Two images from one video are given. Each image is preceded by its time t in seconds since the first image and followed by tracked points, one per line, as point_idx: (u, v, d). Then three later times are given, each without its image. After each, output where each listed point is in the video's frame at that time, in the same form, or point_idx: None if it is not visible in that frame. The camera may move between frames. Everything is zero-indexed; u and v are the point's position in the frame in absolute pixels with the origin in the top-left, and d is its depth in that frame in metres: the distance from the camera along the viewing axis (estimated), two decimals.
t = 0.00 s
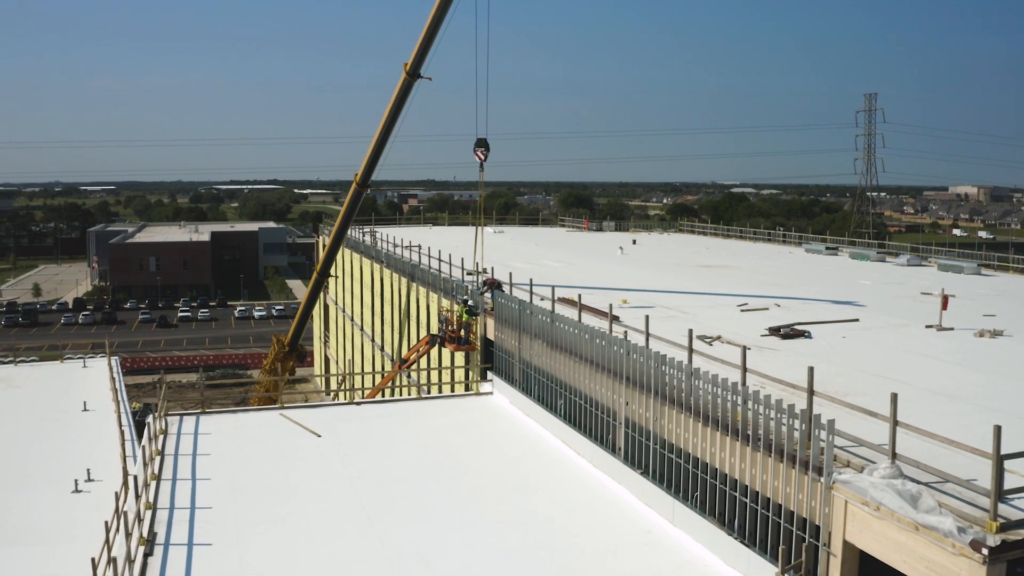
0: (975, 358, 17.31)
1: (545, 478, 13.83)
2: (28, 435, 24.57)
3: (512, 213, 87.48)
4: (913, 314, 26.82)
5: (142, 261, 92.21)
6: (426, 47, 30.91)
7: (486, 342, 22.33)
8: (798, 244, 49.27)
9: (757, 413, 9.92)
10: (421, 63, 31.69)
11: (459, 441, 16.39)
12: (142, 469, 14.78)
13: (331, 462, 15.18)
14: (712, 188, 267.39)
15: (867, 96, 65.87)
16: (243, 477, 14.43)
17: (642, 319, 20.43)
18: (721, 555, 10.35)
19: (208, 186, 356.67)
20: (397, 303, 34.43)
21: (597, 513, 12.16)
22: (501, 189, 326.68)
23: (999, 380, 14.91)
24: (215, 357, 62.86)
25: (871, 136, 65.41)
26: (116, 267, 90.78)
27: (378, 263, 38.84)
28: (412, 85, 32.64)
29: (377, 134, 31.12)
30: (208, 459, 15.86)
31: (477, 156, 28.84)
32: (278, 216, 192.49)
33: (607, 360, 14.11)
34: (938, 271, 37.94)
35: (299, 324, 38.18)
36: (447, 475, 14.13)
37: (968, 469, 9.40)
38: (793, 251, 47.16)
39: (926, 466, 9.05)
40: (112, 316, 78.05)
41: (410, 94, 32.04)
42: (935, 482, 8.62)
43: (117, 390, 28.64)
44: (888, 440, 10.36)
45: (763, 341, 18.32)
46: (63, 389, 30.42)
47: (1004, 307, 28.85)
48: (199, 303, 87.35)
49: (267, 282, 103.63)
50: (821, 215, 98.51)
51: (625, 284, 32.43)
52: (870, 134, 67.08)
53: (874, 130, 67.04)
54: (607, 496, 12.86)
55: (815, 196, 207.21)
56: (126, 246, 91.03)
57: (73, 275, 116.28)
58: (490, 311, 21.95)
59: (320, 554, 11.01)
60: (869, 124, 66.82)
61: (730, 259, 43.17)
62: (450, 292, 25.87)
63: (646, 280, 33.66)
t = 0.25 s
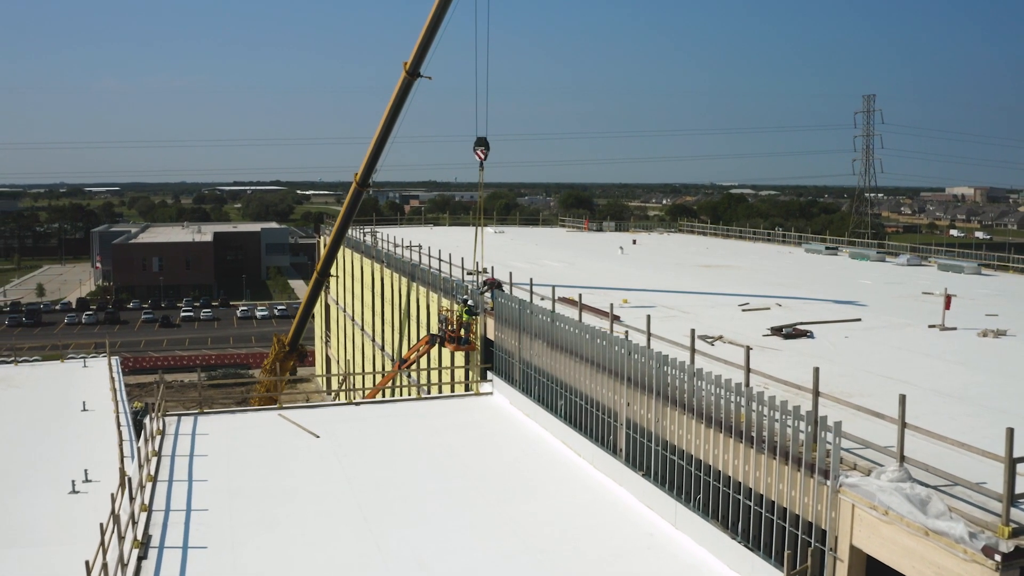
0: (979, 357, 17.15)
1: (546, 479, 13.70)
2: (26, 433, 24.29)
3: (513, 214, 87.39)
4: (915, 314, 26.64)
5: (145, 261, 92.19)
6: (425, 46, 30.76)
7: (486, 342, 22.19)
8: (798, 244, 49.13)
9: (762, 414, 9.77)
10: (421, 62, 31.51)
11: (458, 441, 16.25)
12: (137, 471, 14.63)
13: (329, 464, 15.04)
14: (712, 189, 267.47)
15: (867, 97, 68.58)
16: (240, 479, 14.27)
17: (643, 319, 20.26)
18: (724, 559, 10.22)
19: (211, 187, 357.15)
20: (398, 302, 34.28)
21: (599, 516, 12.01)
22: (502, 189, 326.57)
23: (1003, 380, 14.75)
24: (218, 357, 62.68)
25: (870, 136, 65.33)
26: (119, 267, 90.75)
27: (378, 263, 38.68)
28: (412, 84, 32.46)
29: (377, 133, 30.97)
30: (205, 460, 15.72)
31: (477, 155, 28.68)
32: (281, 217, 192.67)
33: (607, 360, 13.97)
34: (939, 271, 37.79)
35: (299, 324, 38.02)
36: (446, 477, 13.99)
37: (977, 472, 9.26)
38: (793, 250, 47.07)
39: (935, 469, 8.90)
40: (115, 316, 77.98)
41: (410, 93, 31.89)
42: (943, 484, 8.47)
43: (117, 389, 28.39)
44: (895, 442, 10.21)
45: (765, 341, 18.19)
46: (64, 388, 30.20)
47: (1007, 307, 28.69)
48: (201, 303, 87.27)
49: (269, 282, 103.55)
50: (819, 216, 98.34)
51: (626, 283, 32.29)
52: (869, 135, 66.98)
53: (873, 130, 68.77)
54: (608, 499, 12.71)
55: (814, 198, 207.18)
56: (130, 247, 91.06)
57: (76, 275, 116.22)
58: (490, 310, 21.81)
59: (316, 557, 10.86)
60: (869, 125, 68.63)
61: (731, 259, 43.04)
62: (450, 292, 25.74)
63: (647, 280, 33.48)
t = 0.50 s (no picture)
0: (983, 358, 17.00)
1: (546, 481, 13.55)
2: (24, 432, 24.02)
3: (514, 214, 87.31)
4: (917, 315, 26.45)
5: (148, 262, 92.10)
6: (424, 45, 30.59)
7: (486, 342, 22.04)
8: (798, 244, 48.99)
9: (766, 416, 9.62)
10: (421, 61, 31.34)
11: (458, 443, 16.10)
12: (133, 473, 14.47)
13: (328, 465, 14.90)
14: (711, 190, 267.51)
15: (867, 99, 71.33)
16: (237, 481, 14.12)
17: (644, 319, 20.09)
18: (727, 564, 10.07)
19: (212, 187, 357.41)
20: (398, 302, 34.13)
21: (599, 519, 11.87)
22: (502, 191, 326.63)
23: (1009, 381, 14.60)
24: (220, 357, 62.51)
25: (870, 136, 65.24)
26: (122, 268, 90.78)
27: (379, 263, 38.52)
28: (411, 83, 32.28)
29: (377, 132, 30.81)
30: (202, 461, 15.57)
31: (478, 154, 28.50)
32: (284, 217, 192.80)
33: (609, 361, 13.81)
34: (939, 271, 37.63)
35: (299, 323, 37.84)
36: (446, 479, 13.83)
37: (986, 476, 9.10)
38: (794, 250, 46.94)
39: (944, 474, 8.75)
40: (118, 316, 77.88)
41: (410, 92, 31.70)
42: (954, 489, 8.31)
43: (116, 389, 28.16)
44: (902, 445, 10.07)
45: (768, 341, 18.03)
46: (64, 389, 29.98)
47: (1009, 306, 28.54)
48: (204, 302, 87.15)
49: (271, 282, 103.46)
50: (818, 216, 98.27)
51: (626, 283, 32.14)
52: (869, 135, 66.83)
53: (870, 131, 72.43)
54: (610, 501, 12.54)
55: (813, 198, 207.31)
56: (133, 247, 91.01)
57: (79, 275, 116.22)
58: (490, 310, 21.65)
59: (313, 562, 10.71)
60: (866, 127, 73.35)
61: (732, 259, 42.91)
62: (450, 292, 25.59)
63: (648, 280, 33.31)
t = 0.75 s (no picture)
0: (988, 358, 16.87)
1: (547, 483, 13.41)
2: (24, 431, 23.85)
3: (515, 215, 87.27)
4: (919, 314, 26.31)
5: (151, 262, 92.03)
6: (424, 44, 30.42)
7: (486, 342, 21.90)
8: (798, 244, 48.82)
9: (772, 419, 9.47)
10: (421, 60, 31.18)
11: (458, 443, 15.96)
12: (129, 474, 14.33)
13: (326, 466, 14.75)
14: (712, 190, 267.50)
15: (863, 100, 72.05)
16: (234, 482, 13.98)
17: (646, 318, 19.93)
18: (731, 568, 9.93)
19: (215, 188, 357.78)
20: (399, 302, 34.00)
21: (601, 521, 11.72)
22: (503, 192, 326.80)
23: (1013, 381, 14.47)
24: (222, 356, 62.51)
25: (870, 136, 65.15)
26: (126, 268, 90.68)
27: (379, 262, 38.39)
28: (411, 82, 32.12)
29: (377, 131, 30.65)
30: (200, 462, 15.43)
31: (477, 153, 28.34)
32: (286, 217, 192.96)
33: (610, 361, 13.66)
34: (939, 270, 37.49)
35: (300, 323, 37.68)
36: (445, 481, 13.68)
37: (996, 479, 8.97)
38: (795, 250, 46.83)
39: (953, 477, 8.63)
40: (121, 315, 77.82)
41: (410, 91, 31.57)
42: (964, 493, 8.18)
43: (116, 389, 28.00)
44: (910, 447, 9.94)
45: (770, 341, 17.90)
46: (65, 388, 29.83)
47: (1012, 306, 28.41)
48: (206, 302, 87.08)
49: (273, 282, 103.44)
50: (818, 216, 98.26)
51: (627, 283, 32.02)
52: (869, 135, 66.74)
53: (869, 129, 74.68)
54: (612, 504, 12.39)
55: (813, 198, 207.38)
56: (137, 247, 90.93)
57: (83, 275, 116.22)
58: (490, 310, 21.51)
59: (310, 565, 10.57)
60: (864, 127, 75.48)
61: (733, 258, 42.80)
62: (450, 291, 25.46)
63: (649, 279, 33.16)
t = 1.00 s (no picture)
0: (992, 357, 16.72)
1: (548, 484, 13.25)
2: (24, 430, 23.68)
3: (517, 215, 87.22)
4: (922, 314, 26.12)
5: (155, 262, 91.98)
6: (425, 42, 30.22)
7: (487, 342, 21.75)
8: (798, 244, 48.60)
9: (778, 420, 9.31)
10: (422, 58, 31.00)
11: (458, 444, 15.81)
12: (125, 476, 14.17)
13: (325, 467, 14.59)
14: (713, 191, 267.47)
15: (862, 101, 71.85)
16: (232, 483, 13.83)
17: (648, 318, 19.76)
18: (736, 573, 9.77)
19: (218, 188, 358.23)
20: (400, 301, 33.88)
21: (603, 524, 11.56)
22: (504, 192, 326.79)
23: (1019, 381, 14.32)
24: (224, 355, 62.43)
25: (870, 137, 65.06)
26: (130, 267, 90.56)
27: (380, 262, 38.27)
28: (412, 81, 31.94)
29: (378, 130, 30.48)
30: (197, 463, 15.28)
31: (478, 152, 28.18)
32: (290, 218, 193.14)
33: (612, 361, 13.49)
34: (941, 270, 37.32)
35: (301, 322, 37.49)
36: (445, 482, 13.52)
37: (1007, 482, 8.83)
38: (796, 250, 46.70)
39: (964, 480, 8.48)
40: (125, 315, 77.77)
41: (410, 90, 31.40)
42: (976, 496, 8.03)
43: (116, 389, 27.84)
44: (918, 448, 9.80)
45: (774, 341, 17.76)
46: (67, 388, 29.67)
47: (1015, 306, 28.26)
48: (210, 302, 87.02)
49: (277, 282, 103.42)
50: (817, 216, 98.05)
51: (629, 282, 31.89)
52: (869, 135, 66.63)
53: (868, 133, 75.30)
54: (614, 506, 12.22)
55: (813, 198, 207.27)
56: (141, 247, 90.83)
57: (88, 275, 116.23)
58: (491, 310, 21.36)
59: (307, 568, 10.42)
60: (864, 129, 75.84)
61: (735, 258, 42.68)
62: (451, 291, 25.32)
63: (650, 279, 32.98)
